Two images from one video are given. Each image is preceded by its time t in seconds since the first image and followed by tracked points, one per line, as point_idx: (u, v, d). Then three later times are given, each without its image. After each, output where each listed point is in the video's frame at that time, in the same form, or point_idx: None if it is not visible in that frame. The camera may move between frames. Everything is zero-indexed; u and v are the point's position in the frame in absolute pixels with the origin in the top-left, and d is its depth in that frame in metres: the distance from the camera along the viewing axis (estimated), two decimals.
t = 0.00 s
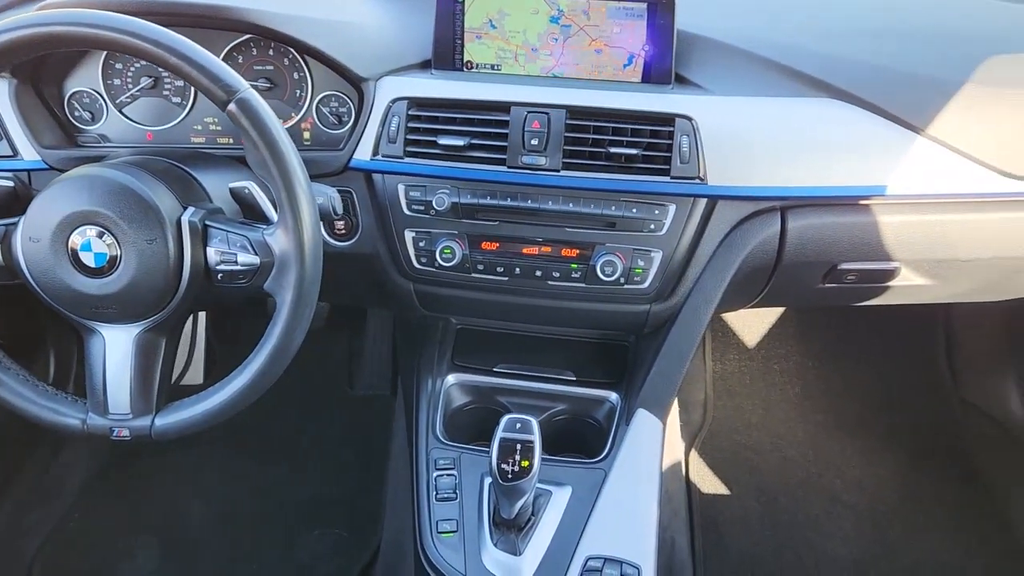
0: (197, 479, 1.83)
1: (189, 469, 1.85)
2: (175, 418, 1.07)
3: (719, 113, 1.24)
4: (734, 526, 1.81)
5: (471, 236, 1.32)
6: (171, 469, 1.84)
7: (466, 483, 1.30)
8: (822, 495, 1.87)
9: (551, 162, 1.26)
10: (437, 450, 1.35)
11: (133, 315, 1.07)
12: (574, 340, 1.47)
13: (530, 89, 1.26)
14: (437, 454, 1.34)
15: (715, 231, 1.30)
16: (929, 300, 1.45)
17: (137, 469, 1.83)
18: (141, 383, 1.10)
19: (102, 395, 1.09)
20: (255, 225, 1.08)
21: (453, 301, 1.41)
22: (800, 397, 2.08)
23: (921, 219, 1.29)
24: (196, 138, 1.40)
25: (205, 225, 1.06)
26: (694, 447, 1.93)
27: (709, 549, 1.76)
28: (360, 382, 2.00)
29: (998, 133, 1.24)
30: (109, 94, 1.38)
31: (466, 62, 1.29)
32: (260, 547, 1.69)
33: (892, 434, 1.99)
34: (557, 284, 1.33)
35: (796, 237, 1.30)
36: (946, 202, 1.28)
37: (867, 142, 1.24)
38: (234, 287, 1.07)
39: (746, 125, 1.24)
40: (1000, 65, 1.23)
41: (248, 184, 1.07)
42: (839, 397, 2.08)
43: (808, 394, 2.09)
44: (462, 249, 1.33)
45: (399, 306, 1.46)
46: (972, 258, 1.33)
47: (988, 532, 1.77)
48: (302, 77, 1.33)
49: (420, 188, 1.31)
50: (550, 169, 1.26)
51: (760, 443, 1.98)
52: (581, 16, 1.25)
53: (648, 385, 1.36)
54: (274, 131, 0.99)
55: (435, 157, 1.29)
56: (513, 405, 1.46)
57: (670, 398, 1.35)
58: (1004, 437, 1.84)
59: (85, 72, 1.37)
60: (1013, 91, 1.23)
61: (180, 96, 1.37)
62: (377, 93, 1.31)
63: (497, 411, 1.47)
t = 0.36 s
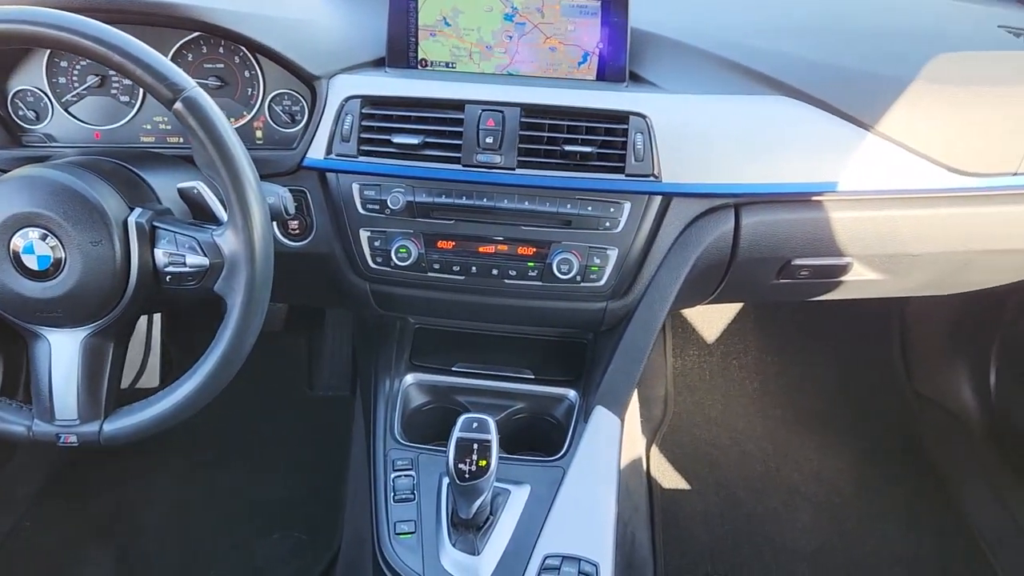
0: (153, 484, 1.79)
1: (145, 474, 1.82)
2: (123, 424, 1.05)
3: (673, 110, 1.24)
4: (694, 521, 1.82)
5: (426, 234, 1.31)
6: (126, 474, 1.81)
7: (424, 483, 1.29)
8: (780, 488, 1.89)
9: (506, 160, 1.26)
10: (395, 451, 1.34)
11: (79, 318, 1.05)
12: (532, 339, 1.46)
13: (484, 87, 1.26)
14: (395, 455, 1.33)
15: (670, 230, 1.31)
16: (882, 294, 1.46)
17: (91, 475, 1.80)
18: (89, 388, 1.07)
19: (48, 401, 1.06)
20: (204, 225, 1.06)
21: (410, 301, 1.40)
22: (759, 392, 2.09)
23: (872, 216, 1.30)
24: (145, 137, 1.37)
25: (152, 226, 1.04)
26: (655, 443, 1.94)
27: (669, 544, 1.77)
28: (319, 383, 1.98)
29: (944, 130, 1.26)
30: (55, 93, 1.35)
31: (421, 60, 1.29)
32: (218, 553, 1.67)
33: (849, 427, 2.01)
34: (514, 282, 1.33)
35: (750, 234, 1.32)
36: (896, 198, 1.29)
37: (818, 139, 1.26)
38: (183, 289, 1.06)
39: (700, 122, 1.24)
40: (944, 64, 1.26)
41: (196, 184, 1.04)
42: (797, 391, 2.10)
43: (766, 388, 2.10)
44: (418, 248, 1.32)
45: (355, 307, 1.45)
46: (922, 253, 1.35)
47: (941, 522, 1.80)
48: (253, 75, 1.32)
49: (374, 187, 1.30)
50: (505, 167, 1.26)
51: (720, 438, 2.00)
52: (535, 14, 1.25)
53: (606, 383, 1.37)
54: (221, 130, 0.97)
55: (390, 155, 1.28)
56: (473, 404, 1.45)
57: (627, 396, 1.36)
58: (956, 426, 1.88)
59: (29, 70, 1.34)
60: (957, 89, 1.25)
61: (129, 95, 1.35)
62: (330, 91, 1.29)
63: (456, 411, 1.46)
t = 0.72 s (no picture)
0: (113, 491, 1.77)
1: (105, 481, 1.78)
2: (77, 431, 1.03)
3: (633, 110, 1.25)
4: (661, 518, 1.83)
5: (388, 236, 1.30)
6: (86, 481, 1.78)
7: (387, 486, 1.28)
8: (746, 484, 1.91)
9: (466, 161, 1.25)
10: (358, 454, 1.33)
11: (30, 325, 1.03)
12: (498, 338, 1.46)
13: (444, 87, 1.26)
14: (359, 458, 1.32)
15: (632, 229, 1.31)
16: (840, 291, 1.48)
17: (50, 483, 1.77)
18: (42, 397, 1.05)
19: None
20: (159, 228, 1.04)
21: (372, 303, 1.39)
22: (724, 389, 2.11)
23: (829, 214, 1.31)
24: (100, 139, 1.35)
25: (105, 230, 1.02)
26: (622, 441, 1.95)
27: (635, 542, 1.78)
28: (285, 386, 1.93)
29: (900, 128, 1.27)
30: (6, 94, 1.33)
31: (380, 60, 1.28)
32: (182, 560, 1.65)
33: (813, 422, 2.03)
34: (476, 283, 1.32)
35: (710, 233, 1.33)
36: (853, 196, 1.31)
37: (776, 139, 1.27)
38: (137, 294, 1.04)
39: (660, 122, 1.25)
40: (900, 64, 1.27)
41: (150, 187, 1.03)
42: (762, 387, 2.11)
43: (732, 385, 2.11)
44: (379, 250, 1.31)
45: (318, 309, 1.43)
46: (880, 250, 1.37)
47: (901, 515, 1.82)
48: (210, 75, 1.30)
49: (335, 188, 1.29)
50: (466, 167, 1.25)
51: (686, 435, 2.01)
52: (495, 14, 1.25)
53: (570, 382, 1.37)
54: (175, 131, 0.96)
55: (349, 156, 1.27)
56: (438, 406, 1.44)
57: (591, 395, 1.36)
58: (918, 421, 1.90)
59: None
60: (912, 88, 1.27)
61: (82, 95, 1.32)
62: (289, 92, 1.28)
63: (420, 412, 1.45)
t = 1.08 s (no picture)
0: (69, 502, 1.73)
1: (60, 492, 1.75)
2: (25, 442, 1.01)
3: (587, 111, 1.25)
4: (625, 516, 1.84)
5: (344, 239, 1.29)
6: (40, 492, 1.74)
7: (346, 492, 1.27)
8: (707, 480, 1.93)
9: (422, 162, 1.25)
10: (317, 459, 1.32)
11: None
12: (458, 340, 1.46)
13: (399, 89, 1.25)
14: (318, 463, 1.31)
15: (589, 229, 1.31)
16: (794, 288, 1.50)
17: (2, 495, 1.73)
18: None
19: None
20: (107, 234, 1.02)
21: (330, 306, 1.37)
22: (686, 387, 2.12)
23: (782, 213, 1.33)
24: (47, 143, 1.32)
25: (51, 237, 1.01)
26: (586, 441, 1.96)
27: (599, 540, 1.79)
28: (244, 391, 1.88)
29: (851, 127, 1.29)
30: None
31: (334, 61, 1.27)
32: (141, 570, 1.63)
33: (773, 418, 2.05)
34: (434, 285, 1.31)
35: (666, 233, 1.33)
36: (806, 195, 1.32)
37: (730, 139, 1.28)
38: (86, 301, 1.03)
39: (615, 122, 1.26)
40: (847, 64, 1.30)
41: (98, 192, 1.02)
42: (722, 383, 2.13)
43: (693, 382, 2.13)
44: (335, 253, 1.30)
45: (275, 313, 1.42)
46: (832, 248, 1.39)
47: (858, 508, 1.85)
48: (160, 78, 1.28)
49: (289, 191, 1.28)
50: (421, 169, 1.25)
51: (648, 432, 2.02)
52: (449, 15, 1.25)
53: (529, 383, 1.36)
54: (121, 136, 0.94)
55: (303, 159, 1.26)
56: (397, 409, 1.43)
57: (551, 395, 1.36)
58: (874, 414, 1.92)
59: None
60: (862, 88, 1.29)
61: (27, 99, 1.30)
62: (240, 94, 1.27)
63: (380, 415, 1.44)
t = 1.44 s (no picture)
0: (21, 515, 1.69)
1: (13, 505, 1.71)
2: None
3: (542, 113, 1.26)
4: (588, 515, 1.85)
5: (299, 244, 1.28)
6: None
7: (305, 499, 1.26)
8: (669, 478, 1.94)
9: (376, 166, 1.24)
10: (274, 466, 1.30)
11: None
12: (417, 345, 1.45)
13: (351, 92, 1.24)
14: (276, 471, 1.30)
15: (545, 231, 1.32)
16: (751, 287, 1.51)
17: None
18: None
19: None
20: (52, 243, 1.01)
21: (286, 312, 1.36)
22: (649, 386, 2.13)
23: (737, 212, 1.34)
24: None
25: None
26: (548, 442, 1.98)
27: (563, 540, 1.79)
28: (204, 400, 1.86)
29: (802, 126, 1.31)
30: None
31: (287, 65, 1.26)
32: None
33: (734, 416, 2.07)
34: (391, 289, 1.31)
35: (622, 234, 1.34)
36: (759, 195, 1.34)
37: (683, 140, 1.29)
38: (32, 310, 1.00)
39: (569, 123, 1.26)
40: (797, 66, 1.31)
41: (42, 200, 1.01)
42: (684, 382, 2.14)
43: (655, 381, 2.14)
44: (289, 259, 1.28)
45: (230, 320, 1.40)
46: (786, 247, 1.40)
47: (818, 501, 1.87)
48: (108, 82, 1.26)
49: (241, 196, 1.27)
50: (376, 173, 1.24)
51: (611, 432, 2.03)
52: (402, 18, 1.23)
53: (489, 386, 1.36)
54: (66, 143, 0.92)
55: (256, 163, 1.25)
56: (356, 414, 1.42)
57: (512, 397, 1.36)
58: (831, 408, 1.95)
59: None
60: (812, 87, 1.30)
61: None
62: (191, 99, 1.25)
63: (339, 421, 1.42)
